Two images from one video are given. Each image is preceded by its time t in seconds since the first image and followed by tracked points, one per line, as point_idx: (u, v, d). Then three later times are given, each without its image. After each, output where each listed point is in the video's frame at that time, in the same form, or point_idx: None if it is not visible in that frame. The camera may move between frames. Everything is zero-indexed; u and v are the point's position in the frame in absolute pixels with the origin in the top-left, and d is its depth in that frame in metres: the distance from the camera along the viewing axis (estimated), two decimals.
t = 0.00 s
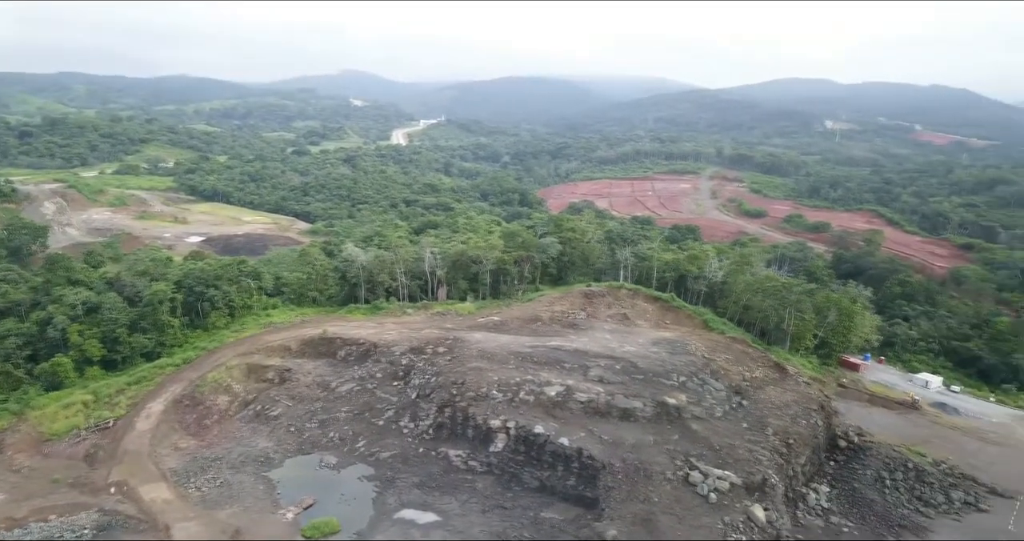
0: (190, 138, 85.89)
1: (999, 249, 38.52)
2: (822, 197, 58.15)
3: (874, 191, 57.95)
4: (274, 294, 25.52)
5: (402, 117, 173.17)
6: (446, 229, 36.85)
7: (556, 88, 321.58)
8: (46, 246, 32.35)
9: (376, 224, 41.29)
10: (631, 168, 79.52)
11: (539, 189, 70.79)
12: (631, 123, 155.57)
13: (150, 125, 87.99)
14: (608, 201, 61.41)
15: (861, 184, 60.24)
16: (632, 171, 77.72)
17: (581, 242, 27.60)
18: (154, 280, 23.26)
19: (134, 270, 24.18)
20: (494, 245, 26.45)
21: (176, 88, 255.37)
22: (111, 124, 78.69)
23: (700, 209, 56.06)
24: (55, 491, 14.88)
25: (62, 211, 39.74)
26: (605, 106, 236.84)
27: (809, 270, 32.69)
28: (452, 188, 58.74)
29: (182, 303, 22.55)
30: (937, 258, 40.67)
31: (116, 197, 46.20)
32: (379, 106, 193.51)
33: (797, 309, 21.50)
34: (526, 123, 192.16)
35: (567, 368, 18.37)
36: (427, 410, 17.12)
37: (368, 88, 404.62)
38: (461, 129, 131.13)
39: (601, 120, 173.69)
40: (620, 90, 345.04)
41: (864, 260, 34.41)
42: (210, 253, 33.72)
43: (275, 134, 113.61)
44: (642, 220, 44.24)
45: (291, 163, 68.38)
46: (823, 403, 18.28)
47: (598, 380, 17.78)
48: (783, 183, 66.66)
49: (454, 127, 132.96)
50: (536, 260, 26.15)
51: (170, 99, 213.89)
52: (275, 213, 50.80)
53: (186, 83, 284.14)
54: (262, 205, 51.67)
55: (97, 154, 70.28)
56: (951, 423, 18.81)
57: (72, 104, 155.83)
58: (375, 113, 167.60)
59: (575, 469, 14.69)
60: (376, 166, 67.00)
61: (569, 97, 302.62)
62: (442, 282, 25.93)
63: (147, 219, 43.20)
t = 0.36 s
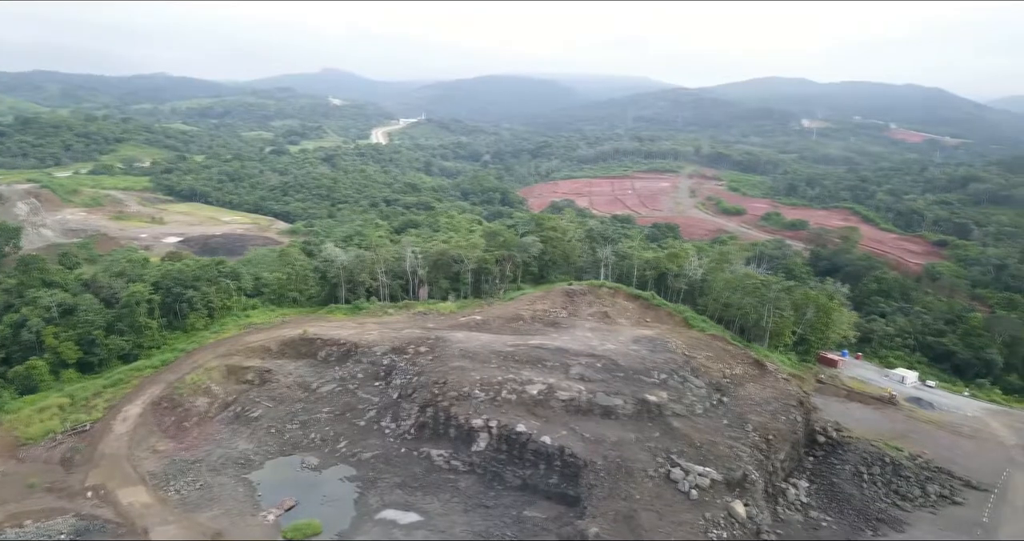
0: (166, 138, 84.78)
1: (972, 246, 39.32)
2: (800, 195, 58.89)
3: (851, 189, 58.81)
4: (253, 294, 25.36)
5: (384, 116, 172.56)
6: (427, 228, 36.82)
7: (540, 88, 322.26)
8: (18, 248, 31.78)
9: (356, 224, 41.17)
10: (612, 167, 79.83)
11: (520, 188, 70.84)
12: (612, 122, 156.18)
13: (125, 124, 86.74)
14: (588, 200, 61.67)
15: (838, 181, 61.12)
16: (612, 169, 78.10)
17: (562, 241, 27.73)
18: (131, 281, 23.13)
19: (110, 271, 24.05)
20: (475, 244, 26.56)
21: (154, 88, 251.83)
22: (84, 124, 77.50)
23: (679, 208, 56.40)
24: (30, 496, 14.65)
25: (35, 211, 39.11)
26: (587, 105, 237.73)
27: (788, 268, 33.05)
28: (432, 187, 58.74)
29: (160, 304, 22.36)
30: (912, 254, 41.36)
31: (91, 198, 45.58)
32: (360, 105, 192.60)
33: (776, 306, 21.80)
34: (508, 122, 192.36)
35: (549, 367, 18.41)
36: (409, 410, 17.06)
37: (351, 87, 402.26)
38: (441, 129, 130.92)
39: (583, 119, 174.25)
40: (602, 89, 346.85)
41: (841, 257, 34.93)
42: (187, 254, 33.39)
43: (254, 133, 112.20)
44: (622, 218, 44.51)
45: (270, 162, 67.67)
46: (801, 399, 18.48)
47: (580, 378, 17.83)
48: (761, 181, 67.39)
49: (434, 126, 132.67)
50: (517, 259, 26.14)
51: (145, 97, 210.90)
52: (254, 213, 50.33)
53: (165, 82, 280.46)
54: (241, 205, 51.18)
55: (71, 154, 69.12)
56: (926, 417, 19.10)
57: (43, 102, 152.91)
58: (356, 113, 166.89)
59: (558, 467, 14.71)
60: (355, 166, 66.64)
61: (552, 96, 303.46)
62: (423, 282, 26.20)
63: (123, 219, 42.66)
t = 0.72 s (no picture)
0: (142, 138, 83.70)
1: (946, 243, 40.07)
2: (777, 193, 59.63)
3: (827, 187, 59.65)
4: (232, 295, 25.21)
5: (364, 116, 171.92)
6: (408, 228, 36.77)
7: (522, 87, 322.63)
8: None
9: (336, 223, 41.06)
10: (592, 166, 80.21)
11: (501, 187, 70.82)
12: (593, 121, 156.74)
13: (99, 123, 85.50)
14: (568, 198, 61.85)
15: (815, 180, 61.96)
16: (591, 168, 78.40)
17: (542, 240, 27.68)
18: (107, 283, 22.95)
19: (85, 272, 23.84)
20: (456, 243, 26.55)
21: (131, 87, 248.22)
22: (57, 123, 76.26)
23: (658, 206, 56.79)
24: (3, 502, 14.40)
25: (7, 212, 38.46)
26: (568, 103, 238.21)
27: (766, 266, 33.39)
28: (412, 186, 58.65)
29: (136, 305, 22.18)
30: (887, 251, 41.95)
31: (65, 198, 44.99)
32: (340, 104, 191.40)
33: (754, 303, 22.06)
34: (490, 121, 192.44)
35: (530, 366, 18.44)
36: (390, 410, 17.00)
37: (334, 87, 399.83)
38: (421, 128, 130.67)
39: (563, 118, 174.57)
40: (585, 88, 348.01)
41: (818, 254, 35.36)
42: (164, 254, 33.05)
43: (231, 132, 110.78)
44: (601, 216, 44.71)
45: (248, 162, 66.09)
46: (780, 395, 18.68)
47: (561, 377, 17.88)
48: (739, 179, 68.12)
49: (414, 125, 132.31)
50: (497, 258, 26.18)
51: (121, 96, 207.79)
52: (232, 213, 49.90)
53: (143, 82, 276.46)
54: (218, 204, 50.72)
55: (43, 153, 68.02)
56: (902, 412, 19.38)
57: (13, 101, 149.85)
58: (337, 112, 165.99)
59: (539, 466, 14.72)
60: (334, 165, 66.36)
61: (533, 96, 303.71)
62: (404, 281, 26.09)
63: (98, 220, 42.10)
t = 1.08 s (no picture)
0: (119, 137, 82.59)
1: (922, 240, 40.77)
2: (756, 190, 60.27)
3: (806, 185, 60.39)
4: (211, 295, 25.03)
5: (346, 115, 171.12)
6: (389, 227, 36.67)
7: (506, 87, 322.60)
8: None
9: (316, 222, 40.94)
10: (574, 164, 80.52)
11: (483, 186, 70.73)
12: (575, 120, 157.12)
13: (74, 122, 84.23)
14: (549, 197, 61.98)
15: (793, 178, 62.69)
16: (571, 167, 78.68)
17: (525, 239, 27.67)
18: (83, 284, 22.65)
19: (60, 273, 23.48)
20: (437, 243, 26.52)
21: (109, 86, 244.62)
22: (30, 122, 75.01)
23: (639, 204, 57.13)
24: None
25: None
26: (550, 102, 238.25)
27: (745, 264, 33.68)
28: (393, 185, 58.57)
29: (114, 306, 21.95)
30: (864, 248, 42.50)
31: (39, 199, 44.35)
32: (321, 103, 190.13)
33: (734, 301, 22.28)
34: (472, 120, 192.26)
35: (512, 364, 18.46)
36: (372, 410, 16.94)
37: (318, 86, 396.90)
38: (402, 126, 130.38)
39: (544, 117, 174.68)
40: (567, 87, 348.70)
41: (796, 252, 35.76)
42: (140, 254, 32.70)
43: (208, 132, 109.67)
44: (582, 215, 44.94)
45: (227, 162, 65.60)
46: (760, 392, 18.85)
47: (543, 375, 17.91)
48: (718, 178, 68.74)
49: (393, 124, 131.81)
50: (479, 256, 26.17)
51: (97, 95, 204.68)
52: (210, 213, 49.47)
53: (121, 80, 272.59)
54: (197, 204, 50.26)
55: (16, 153, 66.88)
56: (880, 407, 19.63)
57: None
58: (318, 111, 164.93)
59: (522, 464, 14.74)
60: (314, 164, 66.05)
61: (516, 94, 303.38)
62: (385, 281, 26.03)
63: (74, 221, 41.50)
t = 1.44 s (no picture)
0: (95, 137, 81.38)
1: (897, 237, 41.42)
2: (735, 189, 60.80)
3: (784, 183, 61.00)
4: (190, 296, 24.81)
5: (326, 114, 170.04)
6: (370, 226, 36.54)
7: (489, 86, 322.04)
8: None
9: (296, 222, 40.76)
10: (555, 163, 80.68)
11: (464, 185, 70.08)
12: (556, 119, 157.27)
13: (47, 121, 82.87)
14: (530, 196, 62.04)
15: (772, 176, 63.34)
16: (551, 166, 78.78)
17: (506, 238, 27.68)
18: (59, 286, 22.31)
19: (34, 275, 23.10)
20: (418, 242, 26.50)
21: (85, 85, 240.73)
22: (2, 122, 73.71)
23: (619, 203, 57.40)
24: None
25: None
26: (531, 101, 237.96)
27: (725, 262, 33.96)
28: (373, 184, 58.39)
29: (90, 308, 21.68)
30: (842, 246, 43.04)
31: (13, 199, 43.72)
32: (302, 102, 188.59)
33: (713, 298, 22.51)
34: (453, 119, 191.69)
35: (494, 363, 18.48)
36: (353, 410, 16.86)
37: (301, 85, 393.83)
38: (383, 126, 129.82)
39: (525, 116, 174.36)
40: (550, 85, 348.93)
41: (775, 249, 36.14)
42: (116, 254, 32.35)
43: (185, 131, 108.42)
44: (562, 213, 45.07)
45: (204, 163, 64.03)
46: (740, 389, 19.02)
47: (525, 373, 17.94)
48: (699, 176, 69.29)
49: (373, 123, 131.06)
50: (460, 255, 26.15)
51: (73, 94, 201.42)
52: (188, 213, 48.98)
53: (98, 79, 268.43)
54: (174, 204, 49.75)
55: None
56: (858, 402, 19.89)
57: None
58: (298, 110, 163.59)
59: (504, 463, 14.75)
60: (293, 163, 65.64)
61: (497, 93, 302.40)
62: (366, 280, 25.97)
63: (49, 221, 40.90)
